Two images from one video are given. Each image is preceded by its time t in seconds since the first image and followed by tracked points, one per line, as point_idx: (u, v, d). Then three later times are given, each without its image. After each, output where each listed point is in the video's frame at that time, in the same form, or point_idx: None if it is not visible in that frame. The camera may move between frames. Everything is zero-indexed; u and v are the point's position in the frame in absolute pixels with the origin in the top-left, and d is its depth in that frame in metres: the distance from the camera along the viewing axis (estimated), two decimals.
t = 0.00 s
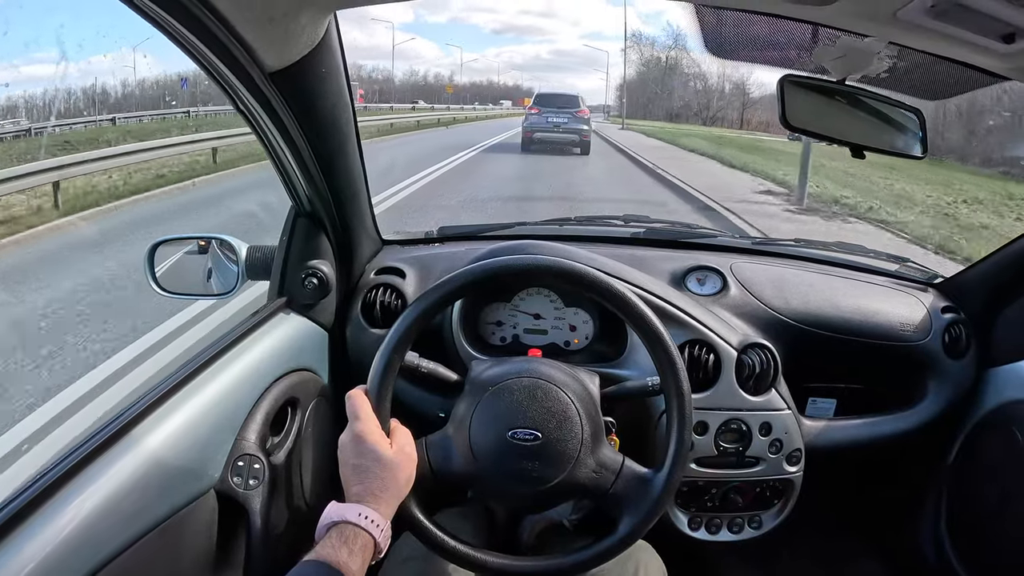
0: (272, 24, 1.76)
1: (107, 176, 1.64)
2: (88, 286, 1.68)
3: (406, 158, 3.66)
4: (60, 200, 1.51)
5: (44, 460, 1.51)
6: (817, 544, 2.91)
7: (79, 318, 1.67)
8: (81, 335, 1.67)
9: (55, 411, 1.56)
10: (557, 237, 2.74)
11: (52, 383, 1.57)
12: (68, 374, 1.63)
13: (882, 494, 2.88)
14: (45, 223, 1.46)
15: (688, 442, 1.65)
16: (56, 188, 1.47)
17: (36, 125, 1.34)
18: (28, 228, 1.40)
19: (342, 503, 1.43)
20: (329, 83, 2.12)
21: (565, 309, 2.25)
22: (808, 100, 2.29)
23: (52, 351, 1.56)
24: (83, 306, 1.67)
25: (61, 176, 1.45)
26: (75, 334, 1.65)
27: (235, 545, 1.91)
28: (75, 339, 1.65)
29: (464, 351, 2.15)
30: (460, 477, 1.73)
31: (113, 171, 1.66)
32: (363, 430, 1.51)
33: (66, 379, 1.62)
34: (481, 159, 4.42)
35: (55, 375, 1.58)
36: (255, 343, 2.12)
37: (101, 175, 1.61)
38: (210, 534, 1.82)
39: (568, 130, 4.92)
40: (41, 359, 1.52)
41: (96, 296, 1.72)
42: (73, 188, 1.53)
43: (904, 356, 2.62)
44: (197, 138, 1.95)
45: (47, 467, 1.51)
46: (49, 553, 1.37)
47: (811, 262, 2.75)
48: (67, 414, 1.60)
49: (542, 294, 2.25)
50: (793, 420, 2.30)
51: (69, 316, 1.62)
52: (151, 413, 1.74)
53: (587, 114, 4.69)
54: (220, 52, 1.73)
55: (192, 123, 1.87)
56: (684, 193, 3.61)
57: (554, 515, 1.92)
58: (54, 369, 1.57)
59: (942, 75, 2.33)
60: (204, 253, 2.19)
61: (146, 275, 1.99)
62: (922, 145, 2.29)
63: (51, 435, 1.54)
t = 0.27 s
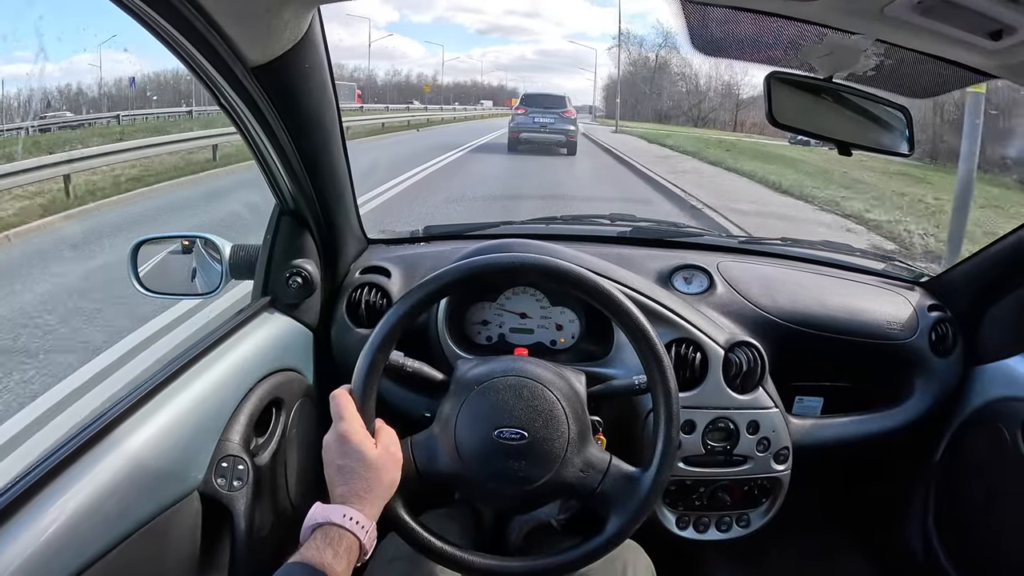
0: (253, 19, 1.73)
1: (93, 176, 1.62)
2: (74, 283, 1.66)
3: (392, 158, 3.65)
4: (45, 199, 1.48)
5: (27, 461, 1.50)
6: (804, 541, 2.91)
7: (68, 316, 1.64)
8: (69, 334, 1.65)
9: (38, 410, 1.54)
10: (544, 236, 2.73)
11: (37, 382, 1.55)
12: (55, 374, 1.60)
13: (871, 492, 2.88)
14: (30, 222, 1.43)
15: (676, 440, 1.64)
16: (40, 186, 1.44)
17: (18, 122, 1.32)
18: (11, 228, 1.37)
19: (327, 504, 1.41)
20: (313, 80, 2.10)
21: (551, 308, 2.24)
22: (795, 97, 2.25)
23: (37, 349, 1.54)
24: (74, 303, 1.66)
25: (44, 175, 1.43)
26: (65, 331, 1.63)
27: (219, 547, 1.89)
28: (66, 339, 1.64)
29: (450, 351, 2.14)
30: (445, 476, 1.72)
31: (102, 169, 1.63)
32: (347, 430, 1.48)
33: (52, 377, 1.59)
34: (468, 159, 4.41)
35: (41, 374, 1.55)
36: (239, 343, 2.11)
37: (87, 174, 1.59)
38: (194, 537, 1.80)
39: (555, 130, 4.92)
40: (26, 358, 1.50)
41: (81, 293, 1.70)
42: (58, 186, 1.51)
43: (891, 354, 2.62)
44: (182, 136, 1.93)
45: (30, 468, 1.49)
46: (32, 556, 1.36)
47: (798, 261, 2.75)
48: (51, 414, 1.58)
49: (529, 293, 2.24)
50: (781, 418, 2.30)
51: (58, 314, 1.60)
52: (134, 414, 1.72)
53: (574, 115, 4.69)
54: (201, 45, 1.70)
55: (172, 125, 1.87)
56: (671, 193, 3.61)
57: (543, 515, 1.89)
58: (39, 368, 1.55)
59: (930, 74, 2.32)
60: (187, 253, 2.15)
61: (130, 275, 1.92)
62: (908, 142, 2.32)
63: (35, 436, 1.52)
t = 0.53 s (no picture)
0: (237, 19, 1.69)
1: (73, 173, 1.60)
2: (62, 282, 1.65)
3: (379, 157, 3.64)
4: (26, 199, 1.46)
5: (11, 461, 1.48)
6: (790, 539, 2.93)
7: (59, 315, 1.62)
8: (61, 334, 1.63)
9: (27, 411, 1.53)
10: (530, 235, 2.73)
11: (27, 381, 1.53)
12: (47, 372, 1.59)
13: (856, 490, 2.90)
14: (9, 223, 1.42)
15: (660, 439, 1.64)
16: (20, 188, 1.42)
17: None
18: None
19: (309, 505, 1.40)
20: (296, 79, 2.07)
21: (535, 307, 2.24)
22: (780, 97, 2.24)
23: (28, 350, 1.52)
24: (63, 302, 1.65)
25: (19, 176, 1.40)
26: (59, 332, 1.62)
27: (203, 548, 1.88)
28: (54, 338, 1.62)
29: (434, 350, 2.14)
30: (429, 476, 1.72)
31: (81, 166, 1.63)
32: (331, 430, 1.48)
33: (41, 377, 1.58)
34: (455, 159, 4.41)
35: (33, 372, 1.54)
36: (222, 343, 2.10)
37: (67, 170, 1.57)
38: (178, 538, 1.80)
39: (543, 129, 4.92)
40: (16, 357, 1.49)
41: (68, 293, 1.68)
42: (39, 185, 1.49)
43: (875, 352, 2.64)
44: (167, 135, 1.92)
45: (13, 468, 1.48)
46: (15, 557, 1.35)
47: (783, 260, 2.76)
48: (40, 414, 1.56)
49: (513, 292, 2.24)
50: (765, 417, 2.31)
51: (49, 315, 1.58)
52: (116, 414, 1.71)
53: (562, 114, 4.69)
54: (183, 44, 1.68)
55: (156, 124, 1.85)
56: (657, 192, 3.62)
57: (531, 511, 1.89)
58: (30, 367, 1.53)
59: (915, 74, 2.31)
60: (172, 251, 2.13)
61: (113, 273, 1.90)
62: (893, 142, 2.32)
63: (20, 436, 1.51)
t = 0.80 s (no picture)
0: (196, 14, 1.64)
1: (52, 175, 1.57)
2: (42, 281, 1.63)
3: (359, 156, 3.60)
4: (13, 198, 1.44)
5: None
6: (771, 541, 2.91)
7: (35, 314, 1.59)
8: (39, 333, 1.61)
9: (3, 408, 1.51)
10: (508, 235, 2.71)
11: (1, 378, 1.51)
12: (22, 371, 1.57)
13: (840, 491, 2.88)
14: None
15: (633, 443, 1.62)
16: None
17: None
18: None
19: (277, 509, 1.38)
20: (262, 75, 2.01)
21: (511, 308, 2.22)
22: (758, 96, 2.23)
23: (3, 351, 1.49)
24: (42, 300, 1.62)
25: None
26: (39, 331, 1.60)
27: (173, 552, 1.85)
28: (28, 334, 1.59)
29: (408, 351, 2.11)
30: (399, 479, 1.69)
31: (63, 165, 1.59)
32: (299, 432, 1.45)
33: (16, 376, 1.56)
34: (440, 158, 4.38)
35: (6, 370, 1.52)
36: (194, 343, 2.07)
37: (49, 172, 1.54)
38: (146, 541, 1.77)
39: (528, 129, 4.89)
40: None
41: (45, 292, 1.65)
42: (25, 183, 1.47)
43: (855, 354, 2.63)
44: (145, 132, 1.90)
45: None
46: None
47: (763, 261, 2.75)
48: (13, 414, 1.54)
49: (489, 293, 2.22)
50: (744, 420, 2.30)
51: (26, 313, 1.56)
52: (84, 416, 1.67)
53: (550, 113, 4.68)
54: (140, 42, 1.64)
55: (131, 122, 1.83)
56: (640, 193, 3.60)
57: (508, 514, 1.85)
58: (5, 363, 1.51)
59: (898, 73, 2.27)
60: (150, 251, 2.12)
61: (89, 275, 1.86)
62: (872, 142, 2.31)
63: None
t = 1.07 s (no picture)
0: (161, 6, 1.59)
1: (22, 176, 1.53)
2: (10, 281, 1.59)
3: (342, 156, 3.57)
4: None
5: None
6: (756, 542, 2.90)
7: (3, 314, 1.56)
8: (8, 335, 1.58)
9: None
10: (489, 235, 2.68)
11: None
12: None
13: (825, 492, 2.87)
14: None
15: (612, 444, 1.60)
16: None
17: None
18: None
19: (249, 510, 1.36)
20: (233, 68, 1.95)
21: (490, 308, 2.19)
22: (736, 90, 2.24)
23: None
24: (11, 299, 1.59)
25: None
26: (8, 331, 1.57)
27: (145, 555, 1.81)
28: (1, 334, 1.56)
29: (385, 351, 2.08)
30: (374, 480, 1.66)
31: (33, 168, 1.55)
32: (272, 432, 1.42)
33: None
34: (425, 159, 4.35)
35: None
36: (168, 343, 2.03)
37: (19, 171, 1.51)
38: (117, 545, 1.73)
39: (514, 131, 4.86)
40: None
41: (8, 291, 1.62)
42: None
43: (839, 354, 2.62)
44: (123, 134, 1.89)
45: None
46: None
47: (746, 261, 2.74)
48: None
49: (468, 292, 2.19)
50: (727, 420, 2.28)
51: None
52: (51, 418, 1.63)
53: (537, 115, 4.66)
54: (101, 28, 1.59)
55: (106, 124, 1.81)
56: (625, 194, 3.59)
57: (491, 515, 1.82)
58: None
59: (880, 70, 2.27)
60: (128, 251, 2.12)
61: (64, 276, 1.83)
62: (853, 138, 2.32)
63: None
